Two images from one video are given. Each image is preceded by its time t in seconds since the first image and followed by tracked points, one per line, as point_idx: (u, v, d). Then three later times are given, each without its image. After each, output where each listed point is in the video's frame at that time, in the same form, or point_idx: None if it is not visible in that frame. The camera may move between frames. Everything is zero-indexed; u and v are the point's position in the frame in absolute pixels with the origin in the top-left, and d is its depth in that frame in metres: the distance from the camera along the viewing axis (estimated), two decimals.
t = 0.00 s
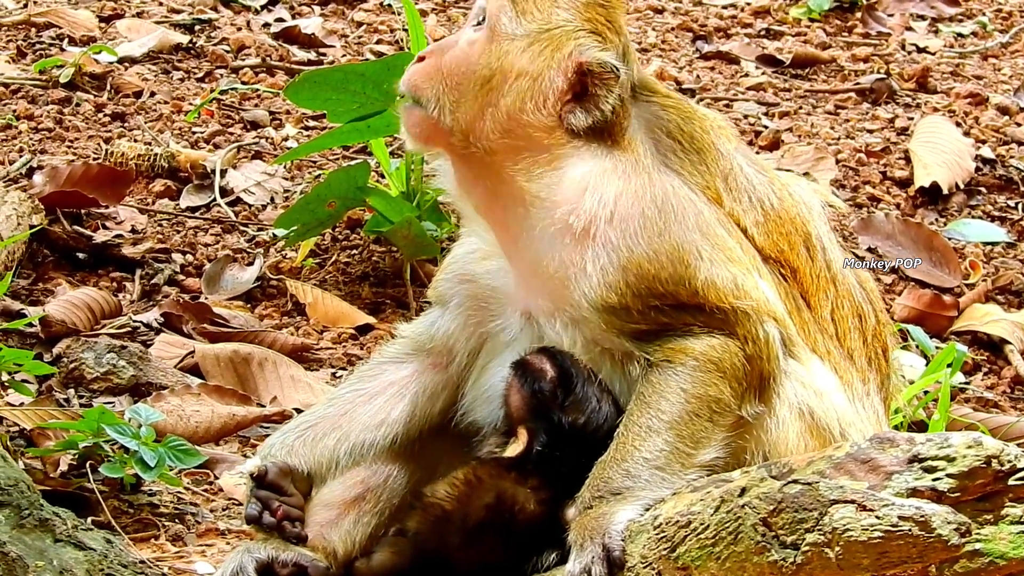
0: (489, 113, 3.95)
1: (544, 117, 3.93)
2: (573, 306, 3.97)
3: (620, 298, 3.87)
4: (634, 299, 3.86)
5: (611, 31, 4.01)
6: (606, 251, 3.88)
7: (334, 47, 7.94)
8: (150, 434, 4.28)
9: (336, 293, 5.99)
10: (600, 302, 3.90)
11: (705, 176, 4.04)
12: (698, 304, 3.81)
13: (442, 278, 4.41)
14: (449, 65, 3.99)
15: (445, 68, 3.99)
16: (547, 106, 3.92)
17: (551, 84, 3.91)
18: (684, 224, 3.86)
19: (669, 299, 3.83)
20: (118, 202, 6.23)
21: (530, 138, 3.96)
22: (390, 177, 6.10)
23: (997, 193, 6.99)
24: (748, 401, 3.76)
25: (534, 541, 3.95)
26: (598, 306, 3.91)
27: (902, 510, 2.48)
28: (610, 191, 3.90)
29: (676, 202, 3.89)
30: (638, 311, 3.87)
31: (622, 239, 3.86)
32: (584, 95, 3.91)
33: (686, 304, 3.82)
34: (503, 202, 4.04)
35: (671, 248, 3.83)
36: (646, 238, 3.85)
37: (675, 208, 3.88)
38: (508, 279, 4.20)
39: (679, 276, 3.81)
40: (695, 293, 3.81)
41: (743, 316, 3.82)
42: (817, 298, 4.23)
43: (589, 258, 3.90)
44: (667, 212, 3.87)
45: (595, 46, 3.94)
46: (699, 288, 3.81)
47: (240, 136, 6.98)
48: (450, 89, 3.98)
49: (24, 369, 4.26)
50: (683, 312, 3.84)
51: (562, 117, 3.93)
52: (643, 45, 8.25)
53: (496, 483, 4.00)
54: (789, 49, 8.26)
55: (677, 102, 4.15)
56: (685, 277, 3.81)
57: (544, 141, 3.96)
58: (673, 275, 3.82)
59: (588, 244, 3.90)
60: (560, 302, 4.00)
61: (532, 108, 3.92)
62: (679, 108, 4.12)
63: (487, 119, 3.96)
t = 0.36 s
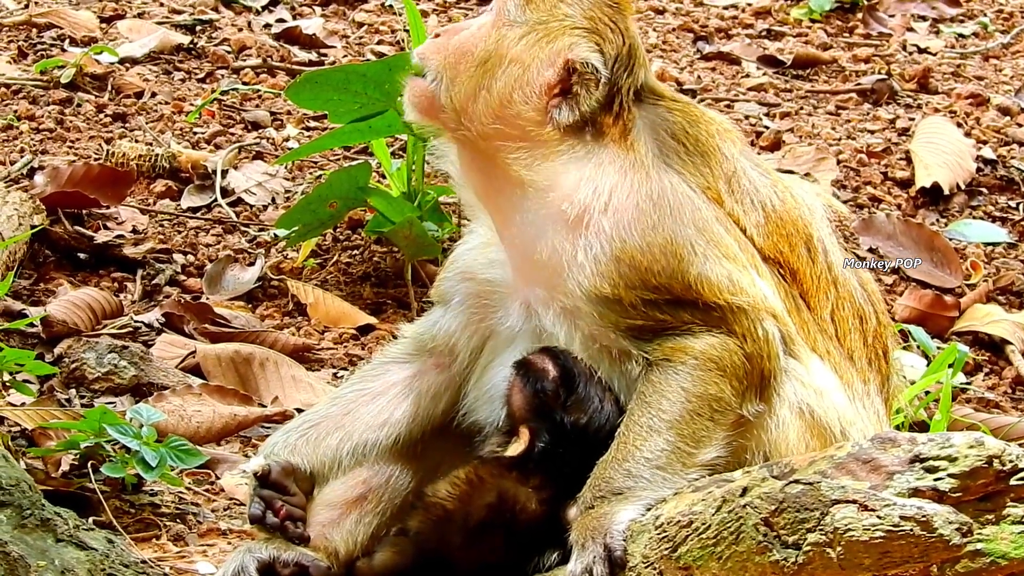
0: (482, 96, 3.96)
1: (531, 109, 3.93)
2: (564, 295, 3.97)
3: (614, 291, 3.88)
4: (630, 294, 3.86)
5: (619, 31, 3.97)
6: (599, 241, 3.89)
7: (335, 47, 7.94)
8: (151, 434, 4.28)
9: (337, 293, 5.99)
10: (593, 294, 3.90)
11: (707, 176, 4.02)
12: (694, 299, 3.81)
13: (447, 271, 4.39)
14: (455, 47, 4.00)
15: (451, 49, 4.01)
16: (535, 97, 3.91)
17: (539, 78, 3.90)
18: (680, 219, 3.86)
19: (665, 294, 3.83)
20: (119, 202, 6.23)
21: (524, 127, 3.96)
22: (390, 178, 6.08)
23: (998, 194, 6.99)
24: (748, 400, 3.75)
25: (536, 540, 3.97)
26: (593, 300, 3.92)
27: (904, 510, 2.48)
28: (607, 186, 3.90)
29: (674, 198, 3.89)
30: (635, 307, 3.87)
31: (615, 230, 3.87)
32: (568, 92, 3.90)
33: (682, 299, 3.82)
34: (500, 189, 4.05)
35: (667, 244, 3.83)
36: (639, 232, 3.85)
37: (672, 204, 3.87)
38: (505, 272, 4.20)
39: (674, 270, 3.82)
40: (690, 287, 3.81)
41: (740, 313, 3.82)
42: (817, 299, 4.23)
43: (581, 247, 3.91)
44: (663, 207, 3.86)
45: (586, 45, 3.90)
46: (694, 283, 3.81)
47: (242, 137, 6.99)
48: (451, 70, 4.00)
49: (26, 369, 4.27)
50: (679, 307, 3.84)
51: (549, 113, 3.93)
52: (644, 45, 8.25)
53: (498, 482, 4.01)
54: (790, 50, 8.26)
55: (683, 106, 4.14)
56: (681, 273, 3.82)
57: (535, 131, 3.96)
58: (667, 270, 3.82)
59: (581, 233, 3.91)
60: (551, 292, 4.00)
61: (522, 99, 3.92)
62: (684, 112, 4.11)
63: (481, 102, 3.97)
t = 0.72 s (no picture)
0: (500, 141, 3.82)
1: (552, 130, 3.85)
2: (578, 312, 3.94)
3: (621, 298, 3.87)
4: (636, 299, 3.86)
5: (595, 33, 3.99)
6: (609, 253, 3.87)
7: (336, 48, 7.94)
8: (153, 434, 4.29)
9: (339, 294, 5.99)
10: (602, 304, 3.89)
11: (703, 172, 4.04)
12: (697, 301, 3.83)
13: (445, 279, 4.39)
14: (446, 98, 3.82)
15: (445, 101, 3.81)
16: (558, 122, 3.85)
17: (558, 97, 3.84)
18: (685, 223, 3.88)
19: (670, 298, 3.83)
20: (120, 203, 6.23)
21: (537, 155, 3.87)
22: (393, 177, 6.11)
23: (999, 194, 6.99)
24: (750, 400, 3.76)
25: (538, 541, 3.97)
26: (602, 310, 3.90)
27: (905, 510, 2.49)
28: (614, 194, 3.88)
29: (676, 201, 3.91)
30: (639, 311, 3.87)
31: (624, 238, 3.86)
32: (589, 103, 3.89)
33: (686, 302, 3.83)
34: (513, 228, 3.94)
35: (671, 246, 3.84)
36: (645, 236, 3.85)
37: (675, 207, 3.89)
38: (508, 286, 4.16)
39: (679, 273, 3.83)
40: (696, 290, 3.82)
41: (744, 314, 3.83)
42: (818, 296, 4.22)
43: (594, 260, 3.88)
44: (667, 209, 3.88)
45: (585, 54, 3.92)
46: (700, 285, 3.83)
47: (243, 137, 6.99)
48: (461, 120, 3.80)
49: (28, 369, 4.27)
50: (683, 309, 3.84)
51: (571, 128, 3.89)
52: (645, 45, 8.25)
53: (500, 484, 4.02)
54: (791, 50, 8.26)
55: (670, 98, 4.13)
56: (687, 276, 3.82)
57: (551, 158, 3.88)
58: (674, 273, 3.83)
59: (592, 246, 3.89)
60: (564, 308, 3.97)
61: (542, 124, 3.84)
62: (670, 105, 4.08)
63: (499, 147, 3.83)
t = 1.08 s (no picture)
0: (503, 148, 3.92)
1: (553, 137, 3.92)
2: (578, 313, 3.97)
3: (622, 299, 3.88)
4: (637, 300, 3.87)
5: (588, 37, 4.05)
6: (609, 256, 3.88)
7: (337, 49, 7.95)
8: (156, 434, 4.30)
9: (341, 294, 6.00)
10: (603, 307, 3.91)
11: (700, 169, 4.05)
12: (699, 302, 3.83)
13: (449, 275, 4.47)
14: (447, 117, 3.89)
15: (445, 120, 3.89)
16: (557, 129, 3.92)
17: (558, 103, 3.91)
18: (685, 223, 3.88)
19: (672, 299, 3.84)
20: (122, 204, 6.24)
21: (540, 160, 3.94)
22: (395, 179, 6.12)
23: (999, 195, 7.00)
24: (750, 398, 3.77)
25: (539, 540, 3.99)
26: (602, 312, 3.92)
27: (909, 510, 2.49)
28: (613, 196, 3.90)
29: (675, 202, 3.91)
30: (641, 311, 3.88)
31: (625, 241, 3.87)
32: (584, 106, 3.93)
33: (687, 302, 3.83)
34: (510, 234, 4.01)
35: (673, 247, 3.85)
36: (647, 238, 3.86)
37: (675, 208, 3.90)
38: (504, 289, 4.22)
39: (681, 274, 3.82)
40: (697, 290, 3.82)
41: (746, 314, 3.83)
42: (818, 292, 4.23)
43: (593, 264, 3.90)
44: (667, 211, 3.88)
45: (580, 56, 3.97)
46: (702, 286, 3.82)
47: (244, 138, 7.00)
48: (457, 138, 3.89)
49: (30, 370, 4.28)
50: (685, 310, 3.85)
51: (570, 134, 3.94)
52: (645, 47, 8.26)
53: (500, 482, 4.02)
54: (792, 51, 8.27)
55: (658, 95, 4.17)
56: (688, 277, 3.83)
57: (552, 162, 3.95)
58: (677, 274, 3.83)
59: (592, 251, 3.90)
60: (564, 310, 4.00)
61: (541, 132, 3.92)
62: (662, 103, 4.15)
63: (499, 156, 3.93)
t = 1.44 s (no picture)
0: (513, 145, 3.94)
1: (563, 137, 3.93)
2: (581, 313, 3.98)
3: (627, 300, 3.87)
4: (642, 300, 3.86)
5: (598, 38, 4.07)
6: (614, 257, 3.88)
7: (337, 49, 7.95)
8: (157, 435, 4.29)
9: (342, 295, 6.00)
10: (608, 307, 3.91)
11: (704, 170, 4.05)
12: (703, 303, 3.82)
13: (454, 277, 4.46)
14: (457, 117, 3.93)
15: (455, 121, 3.93)
16: (566, 130, 3.93)
17: (570, 104, 3.92)
18: (690, 225, 3.87)
19: (677, 299, 3.83)
20: (122, 205, 6.24)
21: (546, 160, 3.96)
22: (395, 179, 6.11)
23: (999, 192, 7.00)
24: (753, 399, 3.76)
25: (543, 540, 4.04)
26: (607, 312, 3.92)
27: (910, 508, 2.48)
28: (619, 197, 3.90)
29: (680, 203, 3.90)
30: (645, 312, 3.88)
31: (630, 242, 3.87)
32: (594, 106, 3.93)
33: (692, 303, 3.83)
34: (515, 235, 4.03)
35: (678, 248, 3.84)
36: (653, 239, 3.85)
37: (680, 209, 3.89)
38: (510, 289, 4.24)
39: (685, 275, 3.82)
40: (702, 291, 3.81)
41: (750, 315, 3.83)
42: (821, 292, 4.23)
43: (599, 264, 3.90)
44: (673, 212, 3.88)
45: (590, 56, 3.98)
46: (706, 287, 3.81)
47: (244, 139, 7.00)
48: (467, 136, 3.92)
49: (31, 371, 4.28)
50: (689, 311, 3.84)
51: (581, 134, 3.95)
52: (645, 45, 8.26)
53: (502, 483, 4.10)
54: (792, 49, 8.27)
55: (663, 95, 4.15)
56: (693, 277, 3.82)
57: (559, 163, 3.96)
58: (682, 275, 3.82)
59: (597, 251, 3.90)
60: (567, 310, 4.01)
61: (551, 133, 3.93)
62: (667, 102, 4.13)
63: (507, 156, 3.95)
